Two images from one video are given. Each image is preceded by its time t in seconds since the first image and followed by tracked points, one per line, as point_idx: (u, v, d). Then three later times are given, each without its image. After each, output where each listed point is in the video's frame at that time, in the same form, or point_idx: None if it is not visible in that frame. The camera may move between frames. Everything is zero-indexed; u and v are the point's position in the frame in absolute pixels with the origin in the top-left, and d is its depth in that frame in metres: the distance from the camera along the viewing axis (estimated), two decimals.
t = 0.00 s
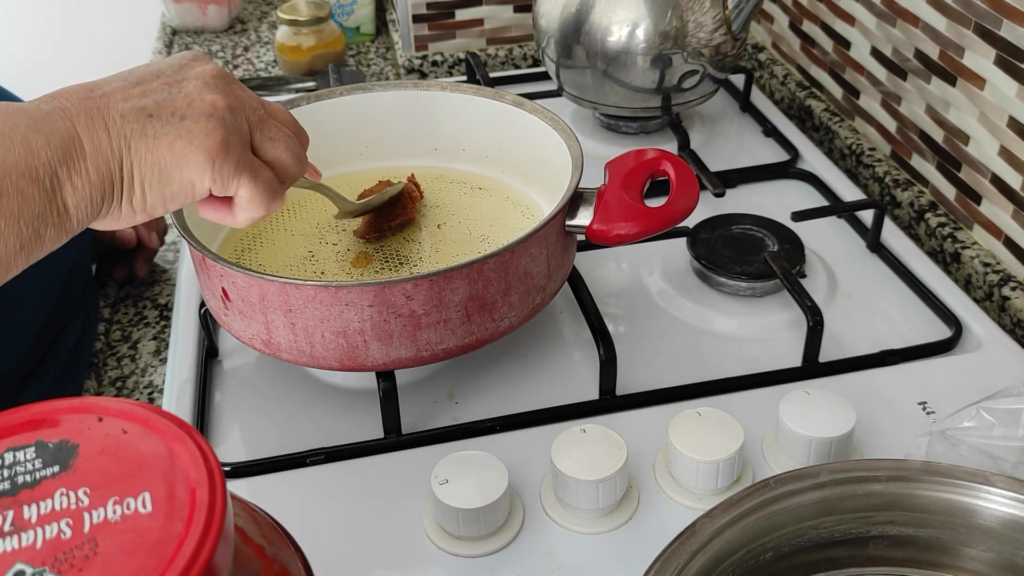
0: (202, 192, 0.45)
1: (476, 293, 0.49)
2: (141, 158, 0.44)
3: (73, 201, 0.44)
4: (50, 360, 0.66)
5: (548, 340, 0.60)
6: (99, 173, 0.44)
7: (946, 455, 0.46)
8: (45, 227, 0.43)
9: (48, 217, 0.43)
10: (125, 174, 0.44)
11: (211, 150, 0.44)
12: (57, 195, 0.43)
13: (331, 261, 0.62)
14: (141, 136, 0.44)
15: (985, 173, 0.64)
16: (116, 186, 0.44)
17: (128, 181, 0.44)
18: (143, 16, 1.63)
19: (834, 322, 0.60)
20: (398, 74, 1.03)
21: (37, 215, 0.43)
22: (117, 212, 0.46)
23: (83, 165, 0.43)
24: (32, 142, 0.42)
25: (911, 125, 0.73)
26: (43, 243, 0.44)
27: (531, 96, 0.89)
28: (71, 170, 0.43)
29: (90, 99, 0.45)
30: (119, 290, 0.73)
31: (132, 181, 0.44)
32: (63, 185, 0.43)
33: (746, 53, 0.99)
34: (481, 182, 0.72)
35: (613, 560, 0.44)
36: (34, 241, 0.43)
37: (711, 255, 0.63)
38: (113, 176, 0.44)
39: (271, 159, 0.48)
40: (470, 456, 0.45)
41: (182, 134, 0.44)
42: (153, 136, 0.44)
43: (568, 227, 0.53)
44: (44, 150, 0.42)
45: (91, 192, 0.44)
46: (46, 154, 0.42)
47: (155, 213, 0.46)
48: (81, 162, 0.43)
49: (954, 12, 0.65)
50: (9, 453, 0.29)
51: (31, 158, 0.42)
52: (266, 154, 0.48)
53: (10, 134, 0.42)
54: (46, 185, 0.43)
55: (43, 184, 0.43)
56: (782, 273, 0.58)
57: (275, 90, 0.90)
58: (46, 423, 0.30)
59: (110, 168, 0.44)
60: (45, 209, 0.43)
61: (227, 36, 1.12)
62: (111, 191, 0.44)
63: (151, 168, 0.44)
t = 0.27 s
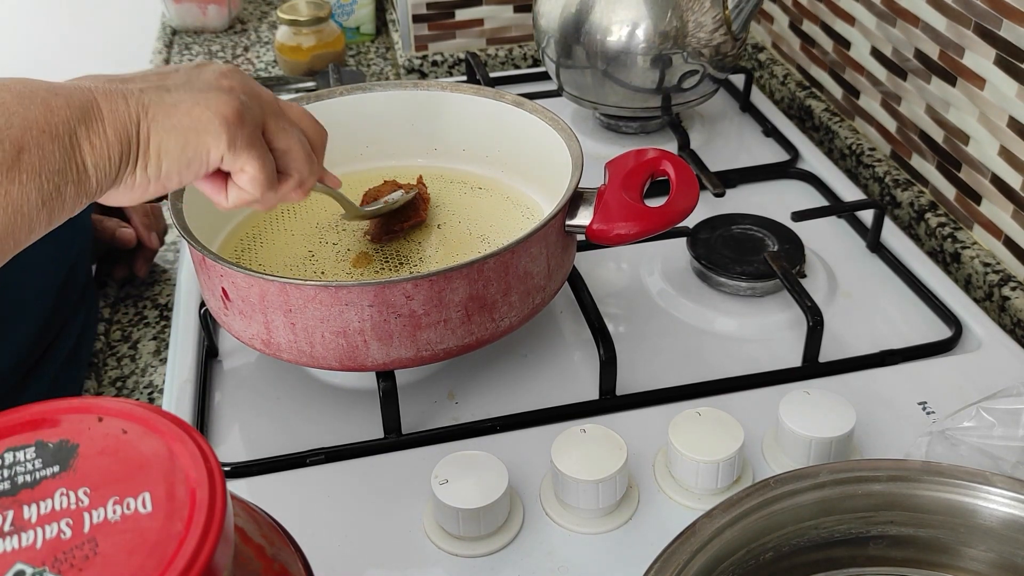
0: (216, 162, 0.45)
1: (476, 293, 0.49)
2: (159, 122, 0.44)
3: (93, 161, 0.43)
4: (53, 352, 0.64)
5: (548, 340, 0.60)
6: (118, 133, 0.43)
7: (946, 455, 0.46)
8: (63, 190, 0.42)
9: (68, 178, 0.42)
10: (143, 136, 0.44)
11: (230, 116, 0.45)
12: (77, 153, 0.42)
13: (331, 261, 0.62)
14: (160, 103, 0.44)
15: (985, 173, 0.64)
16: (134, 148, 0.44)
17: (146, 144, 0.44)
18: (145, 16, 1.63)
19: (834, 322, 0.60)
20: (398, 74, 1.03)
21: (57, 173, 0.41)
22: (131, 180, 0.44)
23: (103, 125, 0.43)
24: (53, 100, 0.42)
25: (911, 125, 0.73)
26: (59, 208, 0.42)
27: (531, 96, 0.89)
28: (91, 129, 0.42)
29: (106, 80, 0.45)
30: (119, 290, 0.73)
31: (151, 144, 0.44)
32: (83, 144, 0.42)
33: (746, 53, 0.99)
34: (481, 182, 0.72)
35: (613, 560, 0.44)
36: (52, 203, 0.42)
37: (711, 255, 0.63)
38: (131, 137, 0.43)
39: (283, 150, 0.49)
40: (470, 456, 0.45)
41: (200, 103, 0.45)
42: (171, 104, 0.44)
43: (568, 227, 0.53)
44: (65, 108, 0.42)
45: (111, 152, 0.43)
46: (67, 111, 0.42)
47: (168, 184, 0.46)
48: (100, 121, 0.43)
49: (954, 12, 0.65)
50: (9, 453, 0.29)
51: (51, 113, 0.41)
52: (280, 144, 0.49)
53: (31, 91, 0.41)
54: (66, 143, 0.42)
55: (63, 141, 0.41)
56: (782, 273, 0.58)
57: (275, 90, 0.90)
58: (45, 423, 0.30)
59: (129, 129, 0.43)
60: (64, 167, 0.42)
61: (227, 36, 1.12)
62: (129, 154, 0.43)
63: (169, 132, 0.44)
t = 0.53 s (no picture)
0: (217, 171, 0.44)
1: (476, 293, 0.49)
2: (161, 131, 0.43)
3: (93, 167, 0.42)
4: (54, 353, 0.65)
5: (548, 340, 0.60)
6: (120, 140, 0.42)
7: (946, 455, 0.46)
8: (61, 195, 0.41)
9: (66, 183, 0.41)
10: (145, 144, 0.43)
11: (232, 125, 0.44)
12: (77, 158, 0.42)
13: (331, 261, 0.62)
14: (163, 112, 0.43)
15: (985, 173, 0.64)
16: (135, 157, 0.43)
17: (147, 152, 0.43)
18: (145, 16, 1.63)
19: (834, 322, 0.60)
20: (398, 74, 1.03)
21: (56, 178, 0.41)
22: (132, 189, 0.44)
23: (104, 131, 0.42)
24: (56, 106, 0.41)
25: (911, 124, 0.73)
26: (57, 213, 0.42)
27: (531, 96, 0.89)
28: (91, 136, 0.42)
29: (109, 91, 0.45)
30: (119, 290, 0.73)
31: (153, 151, 0.43)
32: (83, 150, 0.42)
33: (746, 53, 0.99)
34: (481, 182, 0.72)
35: (613, 560, 0.44)
36: (49, 207, 0.41)
37: (711, 255, 0.63)
38: (133, 145, 0.43)
39: (279, 165, 0.48)
40: (470, 456, 0.45)
41: (203, 112, 0.44)
42: (173, 112, 0.44)
43: (568, 227, 0.53)
44: (66, 115, 0.41)
45: (111, 159, 0.42)
46: (68, 119, 0.41)
47: (169, 193, 0.45)
48: (102, 128, 0.42)
49: (954, 12, 0.65)
50: (9, 453, 0.29)
51: (52, 119, 0.41)
52: (275, 159, 0.48)
53: (32, 99, 0.41)
54: (66, 148, 0.41)
55: (63, 147, 0.41)
56: (782, 273, 0.58)
57: (275, 90, 0.90)
58: (45, 423, 0.30)
59: (131, 136, 0.43)
60: (62, 172, 0.41)
61: (227, 36, 1.12)
62: (130, 161, 0.43)
63: (171, 140, 0.43)
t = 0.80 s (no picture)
0: (211, 177, 0.43)
1: (476, 294, 0.49)
2: (164, 124, 0.41)
3: (88, 148, 0.39)
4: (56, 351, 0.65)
5: (548, 340, 0.60)
6: (121, 125, 0.40)
7: (947, 455, 0.46)
8: (50, 173, 0.38)
9: (58, 161, 0.39)
10: (146, 134, 0.40)
11: (236, 135, 0.42)
12: (72, 137, 0.39)
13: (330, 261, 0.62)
14: (169, 105, 0.41)
15: (985, 173, 0.64)
16: (133, 143, 0.40)
17: (146, 142, 0.40)
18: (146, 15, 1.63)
19: (834, 322, 0.60)
20: (398, 74, 1.03)
21: (46, 155, 0.38)
22: (122, 177, 0.41)
23: (104, 114, 0.39)
24: (53, 77, 0.38)
25: (911, 124, 0.73)
26: (44, 192, 0.39)
27: (531, 95, 0.89)
28: (91, 117, 0.39)
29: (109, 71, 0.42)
30: (119, 289, 0.73)
31: (152, 143, 0.41)
32: (79, 130, 0.39)
33: (746, 53, 0.99)
34: (481, 183, 0.72)
35: (613, 560, 0.44)
36: (38, 185, 0.38)
37: (711, 255, 0.63)
38: (133, 133, 0.40)
39: (265, 192, 0.47)
40: (470, 455, 0.45)
41: (209, 113, 0.42)
42: (180, 107, 0.42)
43: (568, 228, 0.53)
44: (65, 91, 0.38)
45: (108, 142, 0.39)
46: (66, 95, 0.38)
47: (155, 188, 0.42)
48: (102, 109, 0.39)
49: (954, 12, 0.65)
50: (9, 453, 0.29)
51: (49, 93, 0.38)
52: (264, 183, 0.47)
53: (31, 65, 0.37)
54: (60, 125, 0.38)
55: (57, 124, 0.38)
56: (782, 273, 0.58)
57: (275, 90, 0.90)
58: (46, 423, 0.30)
59: (132, 122, 0.40)
60: (54, 151, 0.38)
61: (227, 36, 1.12)
62: (127, 149, 0.40)
63: (172, 136, 0.41)
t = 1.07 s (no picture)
0: (229, 102, 0.43)
1: (474, 294, 0.49)
2: (177, 52, 0.42)
3: (108, 79, 0.39)
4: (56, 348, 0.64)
5: (548, 340, 0.60)
6: (137, 57, 0.40)
7: (946, 455, 0.46)
8: (76, 106, 0.39)
9: (83, 94, 0.39)
10: (161, 62, 0.41)
11: (246, 57, 0.43)
12: (92, 69, 0.39)
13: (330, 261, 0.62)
14: (178, 39, 0.42)
15: (985, 173, 0.64)
16: (150, 74, 0.41)
17: (162, 72, 0.41)
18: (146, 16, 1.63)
19: (834, 322, 0.60)
20: (398, 74, 1.03)
21: (69, 87, 0.38)
22: (143, 108, 0.42)
23: (120, 46, 0.40)
24: (66, 18, 0.39)
25: (911, 125, 0.73)
26: (71, 125, 0.39)
27: (531, 96, 0.89)
28: (107, 49, 0.39)
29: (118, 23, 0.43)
30: (119, 289, 0.73)
31: (169, 70, 0.41)
32: (97, 63, 0.39)
33: (746, 53, 0.99)
34: (481, 183, 0.72)
35: (613, 560, 0.44)
36: (65, 118, 0.38)
37: (711, 255, 0.63)
38: (149, 62, 0.41)
39: (282, 119, 0.47)
40: (470, 456, 0.45)
41: (219, 43, 0.43)
42: (189, 40, 0.42)
43: (567, 228, 0.53)
44: (79, 27, 0.39)
45: (128, 72, 0.40)
46: (79, 30, 0.39)
47: (178, 119, 0.43)
48: (118, 42, 0.40)
49: (954, 12, 0.65)
50: (9, 453, 0.29)
51: (64, 31, 0.38)
52: (280, 109, 0.47)
53: (43, 10, 0.38)
54: (80, 59, 0.39)
55: (76, 58, 0.39)
56: (782, 273, 0.58)
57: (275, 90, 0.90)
58: (45, 423, 0.30)
59: (148, 52, 0.41)
60: (77, 82, 0.38)
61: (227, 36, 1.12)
62: (144, 79, 0.41)
63: (188, 62, 0.42)
